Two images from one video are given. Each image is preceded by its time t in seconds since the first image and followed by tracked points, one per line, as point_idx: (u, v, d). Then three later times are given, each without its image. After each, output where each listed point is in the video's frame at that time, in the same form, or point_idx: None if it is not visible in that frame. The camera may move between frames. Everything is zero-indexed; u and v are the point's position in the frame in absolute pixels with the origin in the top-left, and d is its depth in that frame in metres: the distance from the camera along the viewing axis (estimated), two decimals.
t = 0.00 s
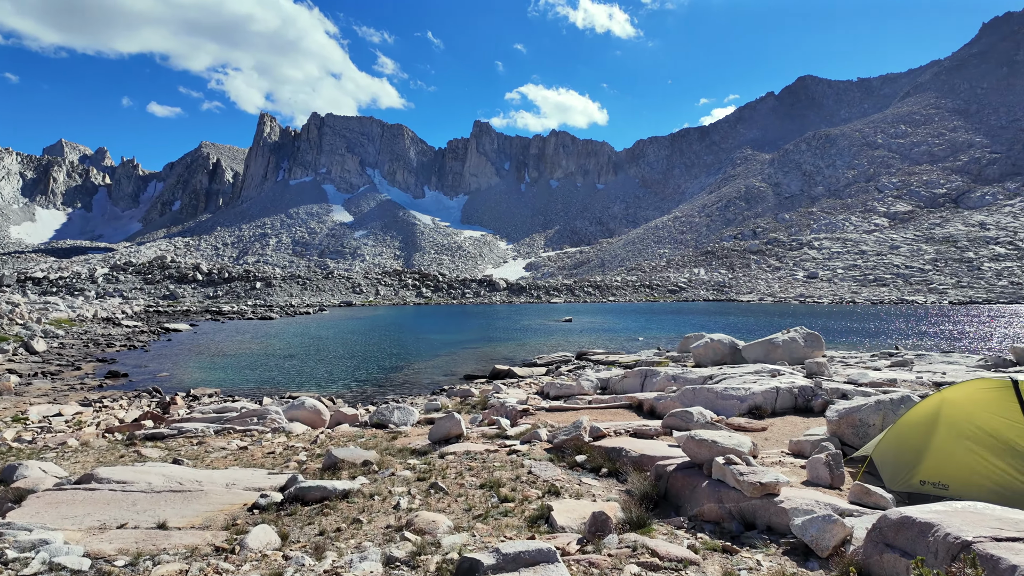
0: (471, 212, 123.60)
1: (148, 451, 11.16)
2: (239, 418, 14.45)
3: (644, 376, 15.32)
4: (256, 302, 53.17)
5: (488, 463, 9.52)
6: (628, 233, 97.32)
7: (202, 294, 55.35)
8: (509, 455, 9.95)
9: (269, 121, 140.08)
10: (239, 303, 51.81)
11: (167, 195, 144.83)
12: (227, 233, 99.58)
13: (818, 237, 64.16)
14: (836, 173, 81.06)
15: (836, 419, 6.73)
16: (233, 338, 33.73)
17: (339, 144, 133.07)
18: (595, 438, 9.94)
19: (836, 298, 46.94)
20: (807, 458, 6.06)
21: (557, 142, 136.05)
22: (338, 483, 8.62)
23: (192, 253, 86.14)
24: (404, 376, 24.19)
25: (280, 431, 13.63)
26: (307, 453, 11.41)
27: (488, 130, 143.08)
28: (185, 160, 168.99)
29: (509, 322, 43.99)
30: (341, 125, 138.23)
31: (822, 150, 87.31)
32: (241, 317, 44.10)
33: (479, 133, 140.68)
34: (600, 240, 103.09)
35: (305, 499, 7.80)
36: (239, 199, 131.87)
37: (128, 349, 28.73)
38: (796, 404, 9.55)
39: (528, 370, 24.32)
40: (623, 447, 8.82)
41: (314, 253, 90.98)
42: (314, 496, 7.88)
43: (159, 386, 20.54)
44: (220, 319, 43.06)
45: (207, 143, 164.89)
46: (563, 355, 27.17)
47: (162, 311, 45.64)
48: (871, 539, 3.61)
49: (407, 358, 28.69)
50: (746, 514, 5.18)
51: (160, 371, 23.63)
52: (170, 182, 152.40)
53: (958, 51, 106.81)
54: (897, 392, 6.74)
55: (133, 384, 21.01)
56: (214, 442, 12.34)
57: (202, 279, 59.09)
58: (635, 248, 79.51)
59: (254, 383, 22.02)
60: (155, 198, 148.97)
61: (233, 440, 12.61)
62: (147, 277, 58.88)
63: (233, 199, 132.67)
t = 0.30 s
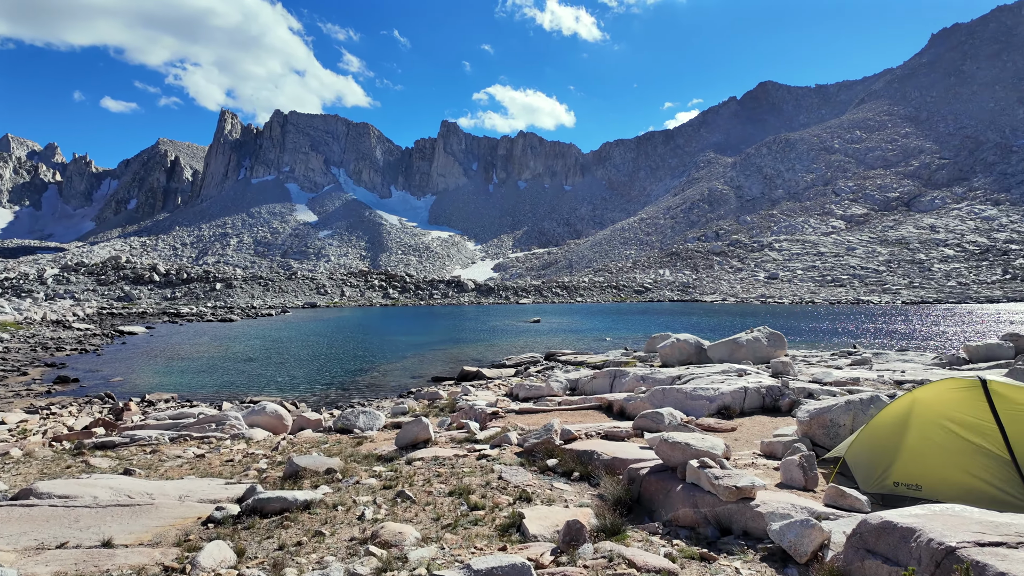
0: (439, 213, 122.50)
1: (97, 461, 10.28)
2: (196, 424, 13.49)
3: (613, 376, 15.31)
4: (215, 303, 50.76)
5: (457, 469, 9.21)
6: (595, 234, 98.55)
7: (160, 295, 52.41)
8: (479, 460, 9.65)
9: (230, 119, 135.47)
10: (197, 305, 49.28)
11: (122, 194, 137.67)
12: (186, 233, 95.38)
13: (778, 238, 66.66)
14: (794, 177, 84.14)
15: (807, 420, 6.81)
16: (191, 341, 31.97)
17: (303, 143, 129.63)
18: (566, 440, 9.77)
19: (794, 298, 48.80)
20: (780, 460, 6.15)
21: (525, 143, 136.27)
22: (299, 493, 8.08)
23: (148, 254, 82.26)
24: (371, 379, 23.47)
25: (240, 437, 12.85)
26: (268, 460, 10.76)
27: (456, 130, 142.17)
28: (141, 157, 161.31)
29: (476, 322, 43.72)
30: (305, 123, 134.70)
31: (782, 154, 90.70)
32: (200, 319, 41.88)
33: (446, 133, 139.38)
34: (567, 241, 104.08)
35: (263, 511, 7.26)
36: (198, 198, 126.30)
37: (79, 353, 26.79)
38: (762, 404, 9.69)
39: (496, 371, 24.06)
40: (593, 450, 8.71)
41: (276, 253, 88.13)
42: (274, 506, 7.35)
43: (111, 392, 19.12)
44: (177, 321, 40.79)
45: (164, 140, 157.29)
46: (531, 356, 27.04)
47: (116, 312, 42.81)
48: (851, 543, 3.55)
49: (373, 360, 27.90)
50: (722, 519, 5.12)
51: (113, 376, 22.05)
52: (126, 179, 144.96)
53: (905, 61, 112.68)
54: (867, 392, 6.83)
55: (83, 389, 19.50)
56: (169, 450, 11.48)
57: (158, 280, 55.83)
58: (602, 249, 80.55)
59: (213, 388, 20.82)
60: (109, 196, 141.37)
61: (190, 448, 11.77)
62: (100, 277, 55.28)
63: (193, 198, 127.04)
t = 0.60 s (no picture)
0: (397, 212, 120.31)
1: (26, 472, 9.15)
2: (137, 431, 12.38)
3: (574, 375, 15.30)
4: (162, 304, 47.47)
5: (419, 473, 8.81)
6: (554, 235, 99.51)
7: (102, 296, 48.42)
8: (440, 463, 9.29)
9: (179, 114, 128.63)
10: (142, 306, 45.90)
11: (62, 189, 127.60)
12: (129, 231, 89.57)
13: (730, 240, 69.43)
14: (746, 180, 87.71)
15: (768, 417, 6.92)
16: (133, 343, 29.66)
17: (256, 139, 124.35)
18: (530, 441, 9.57)
19: (746, 298, 50.85)
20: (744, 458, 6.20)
21: (485, 143, 135.75)
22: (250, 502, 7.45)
23: (89, 254, 77.25)
24: (328, 381, 22.51)
25: (187, 443, 11.80)
26: (216, 467, 9.92)
27: (415, 129, 140.15)
28: (77, 150, 150.47)
29: (436, 322, 43.12)
30: (258, 118, 129.42)
31: (735, 157, 94.48)
32: (145, 321, 38.85)
33: (405, 131, 136.93)
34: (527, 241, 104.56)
35: (209, 523, 6.61)
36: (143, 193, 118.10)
37: (11, 356, 24.34)
38: (722, 401, 9.85)
39: (456, 371, 23.66)
40: (557, 449, 8.55)
41: (227, 252, 84.14)
42: (221, 517, 6.72)
43: (47, 397, 17.39)
44: (121, 322, 37.78)
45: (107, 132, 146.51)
46: (491, 356, 26.79)
47: (53, 313, 39.36)
48: (826, 542, 3.52)
49: (329, 362, 26.77)
50: (691, 519, 5.04)
51: (49, 381, 20.10)
52: (64, 174, 134.70)
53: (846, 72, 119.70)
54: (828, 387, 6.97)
55: (13, 396, 17.63)
56: (106, 458, 10.41)
57: (101, 279, 51.58)
58: (562, 249, 81.39)
59: (160, 392, 19.34)
60: (45, 192, 131.23)
61: (130, 455, 10.74)
62: (35, 276, 50.52)
63: (137, 194, 118.99)
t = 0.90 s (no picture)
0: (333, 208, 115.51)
1: None
2: (40, 443, 10.81)
3: (515, 373, 15.14)
4: (77, 304, 42.28)
5: (353, 480, 8.19)
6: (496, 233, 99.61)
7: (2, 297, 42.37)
8: (376, 469, 8.70)
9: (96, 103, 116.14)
10: (51, 305, 40.87)
11: None
12: (35, 228, 81.05)
13: (664, 240, 72.55)
14: (678, 182, 92.01)
15: (706, 412, 7.06)
16: (39, 346, 26.17)
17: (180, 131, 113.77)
18: (471, 442, 9.23)
19: (680, 295, 53.29)
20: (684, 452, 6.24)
21: (425, 140, 133.23)
22: (165, 516, 6.55)
23: None
24: (259, 384, 20.84)
25: (98, 454, 10.26)
26: (132, 479, 8.69)
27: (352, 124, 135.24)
28: None
29: (374, 322, 41.59)
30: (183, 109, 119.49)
31: (668, 160, 99.08)
32: (53, 323, 34.39)
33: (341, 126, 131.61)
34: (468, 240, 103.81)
35: (115, 544, 5.69)
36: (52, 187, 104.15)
37: None
38: (660, 396, 10.02)
39: (394, 371, 22.78)
40: (499, 450, 8.27)
41: (148, 251, 77.38)
42: (130, 537, 5.80)
43: None
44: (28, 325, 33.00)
45: (11, 118, 130.08)
46: (432, 355, 26.05)
47: None
48: (769, 539, 3.46)
49: (261, 364, 24.83)
50: (634, 518, 4.92)
51: None
52: None
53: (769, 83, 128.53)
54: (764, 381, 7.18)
55: None
56: None
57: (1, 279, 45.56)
58: (503, 248, 81.52)
59: (71, 399, 17.17)
60: None
61: (27, 471, 9.21)
62: None
63: (46, 188, 106.33)
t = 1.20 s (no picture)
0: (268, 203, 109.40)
1: None
2: None
3: (459, 369, 14.72)
4: None
5: (280, 485, 7.48)
6: (440, 229, 98.02)
7: None
8: (307, 473, 7.99)
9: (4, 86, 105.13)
10: None
11: None
12: None
13: (606, 236, 74.20)
14: (619, 180, 94.53)
15: (649, 404, 7.04)
16: None
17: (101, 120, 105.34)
18: (410, 441, 8.74)
19: (621, 291, 54.77)
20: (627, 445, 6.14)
21: (366, 133, 128.45)
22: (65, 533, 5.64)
23: None
24: (189, 385, 19.14)
25: None
26: (35, 493, 7.48)
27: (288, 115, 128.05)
28: None
29: (315, 320, 39.60)
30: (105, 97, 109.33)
31: (609, 157, 101.78)
32: None
33: (276, 116, 124.52)
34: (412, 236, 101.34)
35: None
36: None
37: None
38: (603, 388, 10.00)
39: (334, 370, 21.64)
40: (439, 448, 7.88)
41: (64, 247, 70.35)
42: (17, 560, 4.92)
43: None
44: None
45: None
46: (374, 353, 24.98)
47: None
48: (715, 535, 3.30)
49: (192, 365, 22.85)
50: (577, 515, 4.71)
51: None
52: None
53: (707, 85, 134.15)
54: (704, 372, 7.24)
55: None
56: None
57: None
58: (448, 244, 80.26)
59: None
60: None
61: None
62: None
63: None
